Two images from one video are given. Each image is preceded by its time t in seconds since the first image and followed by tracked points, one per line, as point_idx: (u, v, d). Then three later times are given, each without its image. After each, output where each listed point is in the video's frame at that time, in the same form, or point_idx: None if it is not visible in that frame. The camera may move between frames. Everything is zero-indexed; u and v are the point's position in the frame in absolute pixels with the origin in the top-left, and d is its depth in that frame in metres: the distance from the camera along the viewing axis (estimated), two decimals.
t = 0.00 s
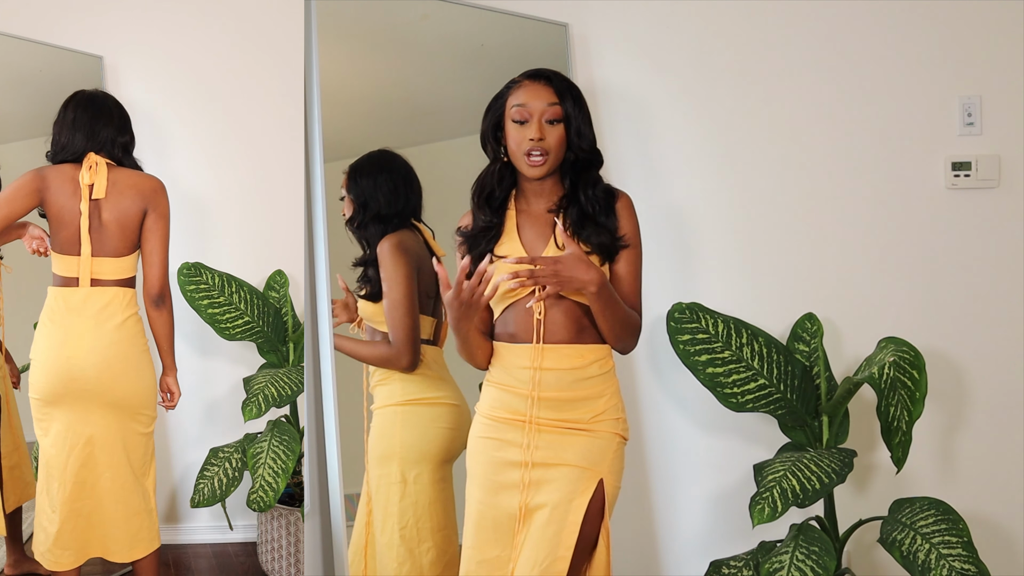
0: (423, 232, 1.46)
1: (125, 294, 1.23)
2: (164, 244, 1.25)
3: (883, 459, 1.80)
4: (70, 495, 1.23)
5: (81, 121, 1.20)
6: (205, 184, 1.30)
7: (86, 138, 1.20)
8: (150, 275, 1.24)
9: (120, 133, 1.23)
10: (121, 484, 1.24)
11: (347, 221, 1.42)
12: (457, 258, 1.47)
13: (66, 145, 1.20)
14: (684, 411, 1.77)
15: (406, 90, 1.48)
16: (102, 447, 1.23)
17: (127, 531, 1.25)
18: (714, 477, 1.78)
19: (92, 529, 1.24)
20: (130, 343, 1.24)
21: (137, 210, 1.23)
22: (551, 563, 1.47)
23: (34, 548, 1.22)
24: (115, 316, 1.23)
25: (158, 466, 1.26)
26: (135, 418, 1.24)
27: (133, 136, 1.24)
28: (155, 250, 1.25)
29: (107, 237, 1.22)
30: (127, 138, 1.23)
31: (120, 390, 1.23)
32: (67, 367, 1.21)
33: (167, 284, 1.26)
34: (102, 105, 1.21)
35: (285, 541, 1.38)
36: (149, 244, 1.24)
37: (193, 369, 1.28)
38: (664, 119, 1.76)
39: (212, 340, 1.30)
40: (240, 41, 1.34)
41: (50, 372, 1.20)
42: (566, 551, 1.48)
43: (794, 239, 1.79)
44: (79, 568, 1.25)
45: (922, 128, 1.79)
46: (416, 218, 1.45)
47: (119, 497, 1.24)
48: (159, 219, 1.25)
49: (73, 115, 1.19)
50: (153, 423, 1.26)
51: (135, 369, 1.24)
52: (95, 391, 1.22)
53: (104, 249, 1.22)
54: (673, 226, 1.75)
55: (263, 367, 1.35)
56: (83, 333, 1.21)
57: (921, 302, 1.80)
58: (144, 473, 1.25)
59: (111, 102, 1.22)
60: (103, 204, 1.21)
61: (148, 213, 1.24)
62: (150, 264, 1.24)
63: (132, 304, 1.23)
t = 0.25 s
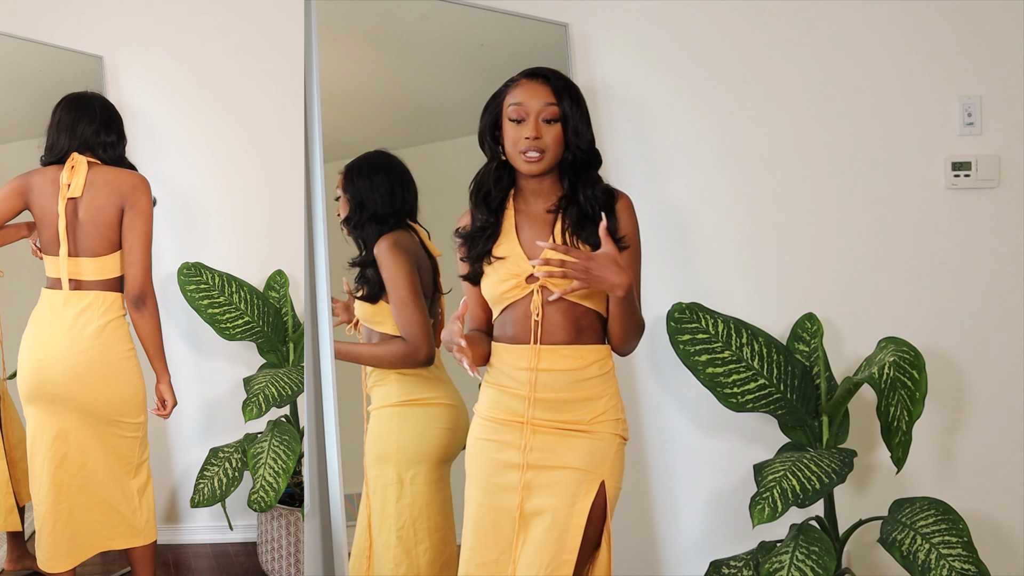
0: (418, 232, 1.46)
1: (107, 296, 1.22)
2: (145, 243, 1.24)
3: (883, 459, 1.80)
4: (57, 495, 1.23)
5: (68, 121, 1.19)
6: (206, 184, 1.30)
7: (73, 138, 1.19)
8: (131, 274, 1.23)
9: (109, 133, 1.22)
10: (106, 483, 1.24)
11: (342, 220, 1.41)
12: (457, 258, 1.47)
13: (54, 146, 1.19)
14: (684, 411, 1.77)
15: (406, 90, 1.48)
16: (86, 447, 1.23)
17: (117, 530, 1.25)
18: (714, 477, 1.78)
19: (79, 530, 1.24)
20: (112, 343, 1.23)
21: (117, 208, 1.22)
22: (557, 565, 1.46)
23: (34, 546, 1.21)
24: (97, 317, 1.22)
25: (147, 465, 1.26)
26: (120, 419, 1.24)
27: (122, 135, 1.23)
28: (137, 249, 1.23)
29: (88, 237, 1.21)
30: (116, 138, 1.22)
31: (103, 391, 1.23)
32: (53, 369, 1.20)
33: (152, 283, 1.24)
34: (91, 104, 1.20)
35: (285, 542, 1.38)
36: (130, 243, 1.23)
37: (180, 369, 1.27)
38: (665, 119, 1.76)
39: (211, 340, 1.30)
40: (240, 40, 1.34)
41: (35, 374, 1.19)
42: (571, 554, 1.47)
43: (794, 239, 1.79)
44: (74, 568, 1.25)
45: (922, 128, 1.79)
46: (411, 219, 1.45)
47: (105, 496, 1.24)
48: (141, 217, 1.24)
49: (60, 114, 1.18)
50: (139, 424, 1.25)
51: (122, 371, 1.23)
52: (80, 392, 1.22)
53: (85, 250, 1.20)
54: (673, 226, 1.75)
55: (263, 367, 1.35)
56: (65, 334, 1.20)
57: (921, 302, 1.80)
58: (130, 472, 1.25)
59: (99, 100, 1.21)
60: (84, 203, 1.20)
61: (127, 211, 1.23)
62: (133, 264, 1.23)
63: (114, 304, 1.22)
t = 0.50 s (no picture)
0: (414, 231, 1.46)
1: (97, 295, 1.22)
2: (134, 243, 1.24)
3: (883, 460, 1.80)
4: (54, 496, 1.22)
5: (64, 122, 1.19)
6: (205, 184, 1.30)
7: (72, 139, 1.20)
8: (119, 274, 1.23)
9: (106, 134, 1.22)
10: (102, 483, 1.24)
11: (338, 220, 1.41)
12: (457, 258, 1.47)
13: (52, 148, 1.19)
14: (684, 411, 1.77)
15: (405, 90, 1.48)
16: (80, 447, 1.23)
17: (113, 530, 1.25)
18: (714, 477, 1.78)
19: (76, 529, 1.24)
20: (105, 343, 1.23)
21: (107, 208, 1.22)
22: (555, 566, 1.46)
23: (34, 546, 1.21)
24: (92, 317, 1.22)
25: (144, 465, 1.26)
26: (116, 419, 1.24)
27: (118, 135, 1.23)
28: (126, 249, 1.23)
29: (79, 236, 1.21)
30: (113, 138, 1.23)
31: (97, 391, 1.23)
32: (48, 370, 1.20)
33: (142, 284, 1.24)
34: (88, 104, 1.20)
35: (285, 542, 1.38)
36: (119, 242, 1.23)
37: (172, 369, 1.27)
38: (664, 119, 1.76)
39: (212, 340, 1.30)
40: (240, 41, 1.34)
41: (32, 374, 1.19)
42: (569, 555, 1.47)
43: (794, 240, 1.79)
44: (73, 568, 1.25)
45: (922, 128, 1.79)
46: (407, 218, 1.45)
47: (100, 497, 1.24)
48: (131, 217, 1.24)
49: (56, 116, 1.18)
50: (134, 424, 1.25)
51: (116, 372, 1.23)
52: (76, 393, 1.21)
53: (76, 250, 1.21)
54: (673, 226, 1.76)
55: (263, 367, 1.35)
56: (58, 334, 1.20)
57: (921, 302, 1.80)
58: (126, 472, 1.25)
59: (96, 100, 1.21)
60: (75, 203, 1.20)
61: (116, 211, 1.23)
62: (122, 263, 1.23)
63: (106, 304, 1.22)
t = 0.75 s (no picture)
0: (413, 233, 1.45)
1: (91, 294, 1.21)
2: (127, 240, 1.23)
3: (883, 459, 1.80)
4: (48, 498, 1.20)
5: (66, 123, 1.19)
6: (205, 184, 1.30)
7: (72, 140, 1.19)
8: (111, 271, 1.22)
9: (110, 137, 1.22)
10: (96, 484, 1.23)
11: (338, 222, 1.40)
12: (457, 258, 1.46)
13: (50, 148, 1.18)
14: (684, 411, 1.77)
15: (405, 90, 1.48)
16: (75, 448, 1.21)
17: (108, 530, 1.24)
18: (713, 477, 1.78)
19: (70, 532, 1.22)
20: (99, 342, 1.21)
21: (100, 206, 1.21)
22: (563, 568, 1.48)
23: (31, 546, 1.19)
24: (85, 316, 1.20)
25: (139, 464, 1.25)
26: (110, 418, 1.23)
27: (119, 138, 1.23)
28: (118, 246, 1.22)
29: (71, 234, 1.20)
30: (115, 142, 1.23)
31: (92, 392, 1.21)
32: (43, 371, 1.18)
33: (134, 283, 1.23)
34: (90, 107, 1.20)
35: (285, 542, 1.38)
36: (112, 240, 1.22)
37: (167, 367, 1.26)
38: (664, 119, 1.75)
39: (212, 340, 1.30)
40: (240, 41, 1.34)
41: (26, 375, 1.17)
42: (576, 558, 1.49)
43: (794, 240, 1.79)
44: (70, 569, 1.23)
45: (922, 128, 1.79)
46: (406, 219, 1.44)
47: (94, 497, 1.23)
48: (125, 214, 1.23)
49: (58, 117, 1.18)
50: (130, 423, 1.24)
51: (112, 372, 1.23)
52: (72, 395, 1.20)
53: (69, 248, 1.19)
54: (673, 226, 1.75)
55: (263, 367, 1.35)
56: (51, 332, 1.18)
57: (921, 301, 1.80)
58: (120, 472, 1.24)
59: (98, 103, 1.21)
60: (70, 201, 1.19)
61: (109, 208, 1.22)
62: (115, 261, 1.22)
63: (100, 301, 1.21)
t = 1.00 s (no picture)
0: (412, 235, 1.44)
1: (95, 295, 1.20)
2: (128, 240, 1.23)
3: (883, 460, 1.80)
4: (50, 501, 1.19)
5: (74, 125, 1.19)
6: (205, 184, 1.30)
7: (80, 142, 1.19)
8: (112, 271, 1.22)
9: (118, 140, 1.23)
10: (99, 485, 1.22)
11: (335, 223, 1.39)
12: (456, 261, 1.46)
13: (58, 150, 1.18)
14: (684, 411, 1.77)
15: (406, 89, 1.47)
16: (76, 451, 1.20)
17: (110, 532, 1.23)
18: (713, 477, 1.78)
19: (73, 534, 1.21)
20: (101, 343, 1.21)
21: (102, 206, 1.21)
22: (563, 568, 1.51)
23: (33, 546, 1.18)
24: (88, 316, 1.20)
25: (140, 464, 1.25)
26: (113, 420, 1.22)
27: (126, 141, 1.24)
28: (119, 246, 1.22)
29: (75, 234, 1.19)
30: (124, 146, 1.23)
31: (95, 393, 1.21)
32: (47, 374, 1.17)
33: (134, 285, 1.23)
34: (98, 110, 1.21)
35: (285, 542, 1.39)
36: (114, 239, 1.22)
37: (167, 367, 1.26)
38: (665, 119, 1.75)
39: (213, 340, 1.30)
40: (240, 41, 1.34)
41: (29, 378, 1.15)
42: (575, 559, 1.52)
43: (795, 240, 1.79)
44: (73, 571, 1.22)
45: (922, 128, 1.79)
46: (405, 221, 1.43)
47: (97, 499, 1.22)
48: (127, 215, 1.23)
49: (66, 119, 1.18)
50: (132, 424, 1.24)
51: (115, 374, 1.22)
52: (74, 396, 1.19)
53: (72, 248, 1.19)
54: (673, 226, 1.75)
55: (263, 367, 1.35)
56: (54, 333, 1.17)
57: (921, 301, 1.80)
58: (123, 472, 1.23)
59: (107, 106, 1.22)
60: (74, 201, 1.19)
61: (111, 209, 1.22)
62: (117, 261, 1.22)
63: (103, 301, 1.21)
